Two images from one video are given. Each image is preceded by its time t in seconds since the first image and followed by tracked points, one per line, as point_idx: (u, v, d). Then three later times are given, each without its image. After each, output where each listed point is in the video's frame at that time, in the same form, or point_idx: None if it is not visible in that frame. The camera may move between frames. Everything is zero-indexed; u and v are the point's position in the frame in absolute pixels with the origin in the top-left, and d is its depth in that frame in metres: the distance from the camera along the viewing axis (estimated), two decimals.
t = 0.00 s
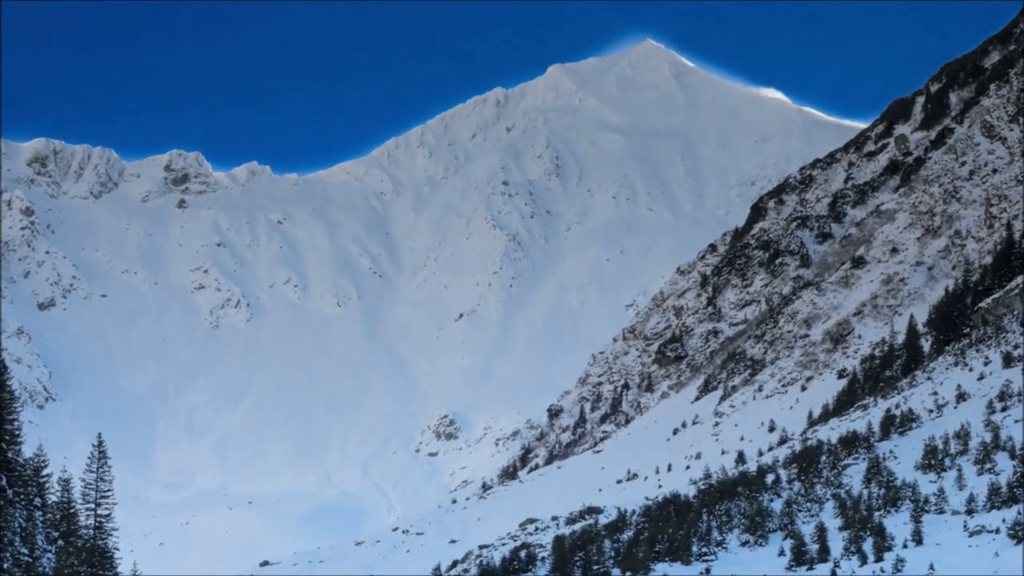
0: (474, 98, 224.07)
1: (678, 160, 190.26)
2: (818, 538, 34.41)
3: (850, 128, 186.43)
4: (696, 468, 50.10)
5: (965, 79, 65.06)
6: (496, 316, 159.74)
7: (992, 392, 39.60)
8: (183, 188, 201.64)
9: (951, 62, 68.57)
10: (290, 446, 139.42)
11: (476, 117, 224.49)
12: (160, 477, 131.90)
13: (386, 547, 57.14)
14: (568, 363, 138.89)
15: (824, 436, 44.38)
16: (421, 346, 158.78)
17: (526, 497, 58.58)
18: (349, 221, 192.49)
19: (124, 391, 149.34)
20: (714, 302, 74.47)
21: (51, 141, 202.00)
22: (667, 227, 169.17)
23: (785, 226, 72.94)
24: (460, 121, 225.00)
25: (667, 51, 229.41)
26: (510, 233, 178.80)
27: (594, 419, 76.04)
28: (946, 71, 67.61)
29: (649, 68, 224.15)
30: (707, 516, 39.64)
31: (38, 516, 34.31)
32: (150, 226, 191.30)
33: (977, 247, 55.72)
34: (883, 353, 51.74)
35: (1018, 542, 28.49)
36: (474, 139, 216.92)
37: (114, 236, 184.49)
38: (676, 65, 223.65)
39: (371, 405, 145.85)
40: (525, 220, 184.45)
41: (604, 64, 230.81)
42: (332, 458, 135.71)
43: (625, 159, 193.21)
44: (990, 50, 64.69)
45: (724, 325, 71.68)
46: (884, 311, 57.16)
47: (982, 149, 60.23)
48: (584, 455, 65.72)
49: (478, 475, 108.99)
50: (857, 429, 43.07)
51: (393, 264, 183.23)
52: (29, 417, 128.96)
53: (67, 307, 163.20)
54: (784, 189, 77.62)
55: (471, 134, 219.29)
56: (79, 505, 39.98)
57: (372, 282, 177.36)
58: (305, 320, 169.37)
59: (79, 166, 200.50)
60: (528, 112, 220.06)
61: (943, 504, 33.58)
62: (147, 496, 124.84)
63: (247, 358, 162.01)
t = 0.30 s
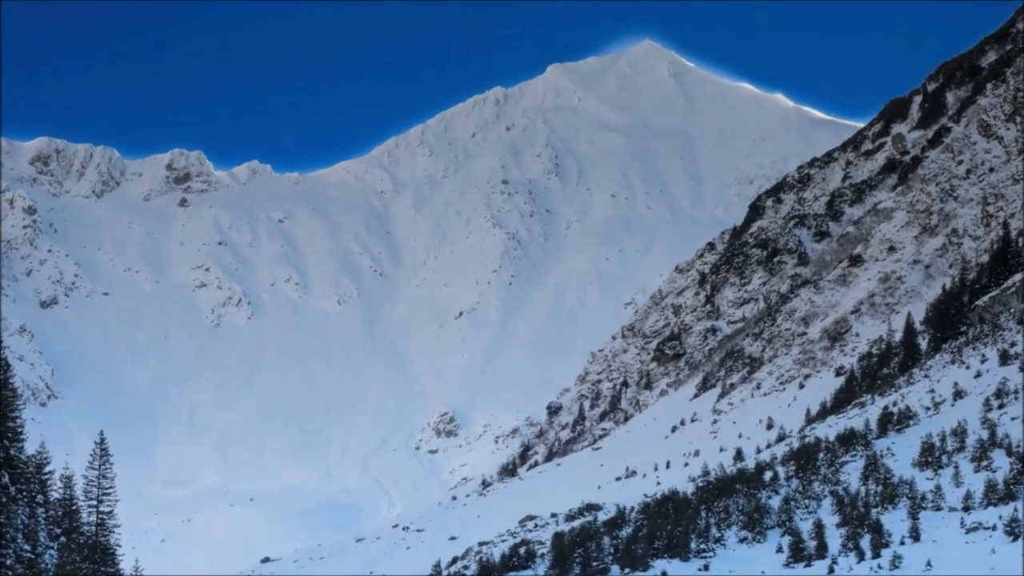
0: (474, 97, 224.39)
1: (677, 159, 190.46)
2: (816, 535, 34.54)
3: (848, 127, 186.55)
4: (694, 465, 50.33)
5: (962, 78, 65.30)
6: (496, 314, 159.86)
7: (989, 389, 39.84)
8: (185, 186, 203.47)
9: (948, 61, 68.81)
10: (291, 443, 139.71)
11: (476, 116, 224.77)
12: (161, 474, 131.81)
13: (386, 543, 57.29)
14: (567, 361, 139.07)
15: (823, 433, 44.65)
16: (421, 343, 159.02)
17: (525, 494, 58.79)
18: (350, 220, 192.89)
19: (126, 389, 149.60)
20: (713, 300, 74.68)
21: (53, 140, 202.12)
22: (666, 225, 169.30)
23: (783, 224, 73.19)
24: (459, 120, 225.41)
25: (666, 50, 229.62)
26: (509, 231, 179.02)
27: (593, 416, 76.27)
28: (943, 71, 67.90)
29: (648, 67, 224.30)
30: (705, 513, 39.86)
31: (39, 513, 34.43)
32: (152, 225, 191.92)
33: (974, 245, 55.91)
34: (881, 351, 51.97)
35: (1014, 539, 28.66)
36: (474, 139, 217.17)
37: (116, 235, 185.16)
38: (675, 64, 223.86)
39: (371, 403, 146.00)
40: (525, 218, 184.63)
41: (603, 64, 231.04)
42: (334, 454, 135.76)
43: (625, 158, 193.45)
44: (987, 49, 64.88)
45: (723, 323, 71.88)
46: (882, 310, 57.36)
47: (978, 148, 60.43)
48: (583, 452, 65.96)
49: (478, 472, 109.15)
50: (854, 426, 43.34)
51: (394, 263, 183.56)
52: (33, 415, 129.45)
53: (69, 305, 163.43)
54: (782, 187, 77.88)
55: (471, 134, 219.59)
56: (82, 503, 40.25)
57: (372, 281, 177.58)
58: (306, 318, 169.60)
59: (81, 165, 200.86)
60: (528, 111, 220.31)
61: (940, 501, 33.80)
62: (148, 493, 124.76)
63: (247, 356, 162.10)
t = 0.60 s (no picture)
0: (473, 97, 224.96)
1: (675, 158, 190.73)
2: (813, 532, 34.72)
3: (846, 127, 186.72)
4: (692, 463, 50.55)
5: (959, 78, 65.54)
6: (496, 312, 160.10)
7: (985, 387, 40.07)
8: (186, 185, 204.90)
9: (945, 61, 69.04)
10: (292, 440, 140.04)
11: (475, 115, 225.24)
12: (163, 472, 131.87)
13: (387, 540, 57.60)
14: (566, 359, 139.30)
15: (820, 431, 44.87)
16: (421, 341, 159.30)
17: (525, 491, 59.10)
18: (351, 219, 193.29)
19: (127, 386, 149.96)
20: (711, 298, 74.89)
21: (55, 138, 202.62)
22: (665, 224, 169.52)
23: (781, 223, 73.40)
24: (459, 119, 225.80)
25: (665, 50, 229.96)
26: (509, 229, 179.21)
27: (592, 414, 76.52)
28: (940, 71, 68.09)
29: (647, 67, 224.69)
30: (704, 510, 40.06)
31: (42, 509, 34.64)
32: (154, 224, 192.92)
33: (971, 243, 56.09)
34: (878, 349, 52.15)
35: (1011, 536, 28.81)
36: (474, 138, 217.52)
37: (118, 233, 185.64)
38: (674, 64, 224.18)
39: (371, 400, 146.28)
40: (524, 217, 184.85)
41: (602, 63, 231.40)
42: (335, 452, 135.81)
43: (624, 158, 193.75)
44: (984, 49, 65.09)
45: (721, 321, 72.07)
46: (879, 308, 57.53)
47: (975, 147, 60.62)
48: (582, 450, 66.18)
49: (478, 469, 109.48)
50: (852, 424, 43.55)
51: (394, 261, 183.93)
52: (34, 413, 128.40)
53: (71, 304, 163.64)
54: (780, 186, 78.11)
55: (470, 133, 219.99)
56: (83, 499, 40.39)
57: (373, 279, 177.90)
58: (306, 315, 169.85)
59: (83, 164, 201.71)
60: (527, 110, 220.61)
61: (937, 498, 33.96)
62: (149, 490, 124.90)
63: (248, 354, 162.48)
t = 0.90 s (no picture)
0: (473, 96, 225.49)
1: (673, 156, 190.98)
2: (811, 529, 34.90)
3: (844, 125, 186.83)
4: (691, 460, 50.76)
5: (955, 77, 65.77)
6: (495, 310, 160.29)
7: (982, 384, 40.31)
8: (188, 185, 205.02)
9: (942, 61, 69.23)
10: (293, 438, 139.84)
11: (475, 114, 225.69)
12: (165, 469, 131.99)
13: (387, 537, 57.78)
14: (565, 357, 139.47)
15: (818, 428, 45.08)
16: (421, 339, 159.42)
17: (525, 487, 59.32)
18: (351, 217, 193.59)
19: (129, 383, 150.14)
20: (709, 296, 75.08)
21: (57, 138, 203.58)
22: (664, 223, 169.69)
23: (779, 222, 73.61)
24: (459, 118, 226.16)
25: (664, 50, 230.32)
26: (509, 228, 179.47)
27: (591, 411, 76.70)
28: (937, 70, 68.23)
29: (645, 66, 225.06)
30: (702, 506, 40.28)
31: (44, 507, 34.81)
32: (156, 223, 193.38)
33: (967, 242, 56.33)
34: (876, 347, 52.35)
35: (1008, 532, 28.94)
36: (473, 136, 217.85)
37: (121, 232, 186.57)
38: (672, 63, 224.48)
39: (371, 397, 146.48)
40: (524, 216, 185.01)
41: (601, 63, 231.83)
42: (335, 449, 135.77)
43: (623, 157, 194.00)
44: (981, 48, 65.27)
45: (720, 319, 72.25)
46: (877, 306, 57.74)
47: (972, 146, 60.85)
48: (581, 447, 66.42)
49: (478, 466, 109.78)
50: (849, 421, 43.78)
51: (394, 260, 184.01)
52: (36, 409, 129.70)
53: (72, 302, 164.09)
54: (777, 185, 78.33)
55: (470, 132, 220.33)
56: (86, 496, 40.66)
57: (373, 278, 178.19)
58: (306, 314, 170.12)
59: (85, 164, 202.34)
60: (527, 110, 220.90)
61: (934, 495, 34.13)
62: (151, 487, 125.10)
63: (248, 351, 162.52)
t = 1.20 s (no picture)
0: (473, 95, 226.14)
1: (672, 156, 191.31)
2: (809, 526, 35.05)
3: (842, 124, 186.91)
4: (689, 457, 51.01)
5: (952, 76, 66.04)
6: (495, 308, 160.55)
7: (979, 382, 40.54)
8: (189, 183, 206.78)
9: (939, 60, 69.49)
10: (292, 435, 140.03)
11: (475, 114, 226.25)
12: (167, 466, 132.16)
13: (387, 534, 58.09)
14: (564, 355, 139.70)
15: (816, 425, 45.31)
16: (421, 338, 159.67)
17: (525, 484, 59.59)
18: (352, 216, 193.95)
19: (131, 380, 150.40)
20: (708, 295, 75.29)
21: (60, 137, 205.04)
22: (663, 221, 169.88)
23: (777, 221, 73.84)
24: (459, 118, 226.66)
25: (663, 50, 230.83)
26: (509, 227, 179.75)
27: (591, 409, 76.91)
28: (934, 70, 68.47)
29: (644, 66, 225.61)
30: (701, 503, 40.49)
31: (47, 505, 34.91)
32: (157, 221, 193.79)
33: (964, 240, 56.59)
34: (873, 344, 52.60)
35: (1005, 528, 29.10)
36: (473, 136, 218.26)
37: (123, 230, 187.37)
38: (671, 63, 224.93)
39: (371, 395, 146.81)
40: (523, 214, 185.28)
41: (600, 63, 232.38)
42: (335, 447, 135.90)
43: (621, 156, 194.29)
44: (978, 48, 65.51)
45: (718, 317, 72.45)
46: (874, 304, 57.96)
47: (968, 145, 61.11)
48: (580, 445, 66.68)
49: (478, 464, 110.10)
50: (847, 419, 44.04)
51: (394, 258, 184.19)
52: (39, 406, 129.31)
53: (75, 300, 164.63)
54: (776, 184, 78.58)
55: (470, 131, 220.75)
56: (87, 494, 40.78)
57: (373, 276, 178.49)
58: (306, 311, 170.43)
59: (88, 163, 203.56)
60: (526, 109, 221.30)
61: (931, 492, 34.33)
62: (152, 484, 125.34)
63: (249, 349, 162.70)
